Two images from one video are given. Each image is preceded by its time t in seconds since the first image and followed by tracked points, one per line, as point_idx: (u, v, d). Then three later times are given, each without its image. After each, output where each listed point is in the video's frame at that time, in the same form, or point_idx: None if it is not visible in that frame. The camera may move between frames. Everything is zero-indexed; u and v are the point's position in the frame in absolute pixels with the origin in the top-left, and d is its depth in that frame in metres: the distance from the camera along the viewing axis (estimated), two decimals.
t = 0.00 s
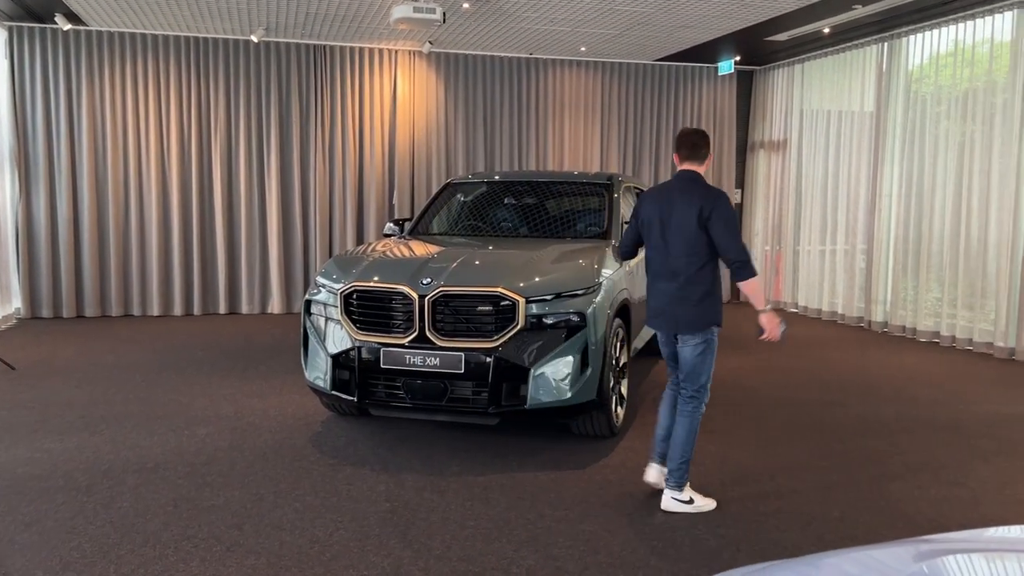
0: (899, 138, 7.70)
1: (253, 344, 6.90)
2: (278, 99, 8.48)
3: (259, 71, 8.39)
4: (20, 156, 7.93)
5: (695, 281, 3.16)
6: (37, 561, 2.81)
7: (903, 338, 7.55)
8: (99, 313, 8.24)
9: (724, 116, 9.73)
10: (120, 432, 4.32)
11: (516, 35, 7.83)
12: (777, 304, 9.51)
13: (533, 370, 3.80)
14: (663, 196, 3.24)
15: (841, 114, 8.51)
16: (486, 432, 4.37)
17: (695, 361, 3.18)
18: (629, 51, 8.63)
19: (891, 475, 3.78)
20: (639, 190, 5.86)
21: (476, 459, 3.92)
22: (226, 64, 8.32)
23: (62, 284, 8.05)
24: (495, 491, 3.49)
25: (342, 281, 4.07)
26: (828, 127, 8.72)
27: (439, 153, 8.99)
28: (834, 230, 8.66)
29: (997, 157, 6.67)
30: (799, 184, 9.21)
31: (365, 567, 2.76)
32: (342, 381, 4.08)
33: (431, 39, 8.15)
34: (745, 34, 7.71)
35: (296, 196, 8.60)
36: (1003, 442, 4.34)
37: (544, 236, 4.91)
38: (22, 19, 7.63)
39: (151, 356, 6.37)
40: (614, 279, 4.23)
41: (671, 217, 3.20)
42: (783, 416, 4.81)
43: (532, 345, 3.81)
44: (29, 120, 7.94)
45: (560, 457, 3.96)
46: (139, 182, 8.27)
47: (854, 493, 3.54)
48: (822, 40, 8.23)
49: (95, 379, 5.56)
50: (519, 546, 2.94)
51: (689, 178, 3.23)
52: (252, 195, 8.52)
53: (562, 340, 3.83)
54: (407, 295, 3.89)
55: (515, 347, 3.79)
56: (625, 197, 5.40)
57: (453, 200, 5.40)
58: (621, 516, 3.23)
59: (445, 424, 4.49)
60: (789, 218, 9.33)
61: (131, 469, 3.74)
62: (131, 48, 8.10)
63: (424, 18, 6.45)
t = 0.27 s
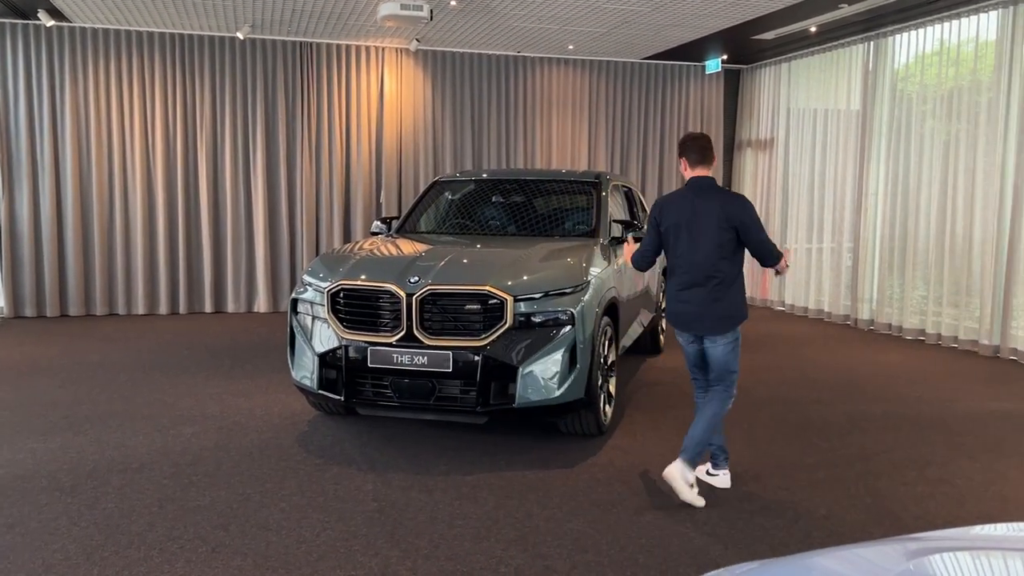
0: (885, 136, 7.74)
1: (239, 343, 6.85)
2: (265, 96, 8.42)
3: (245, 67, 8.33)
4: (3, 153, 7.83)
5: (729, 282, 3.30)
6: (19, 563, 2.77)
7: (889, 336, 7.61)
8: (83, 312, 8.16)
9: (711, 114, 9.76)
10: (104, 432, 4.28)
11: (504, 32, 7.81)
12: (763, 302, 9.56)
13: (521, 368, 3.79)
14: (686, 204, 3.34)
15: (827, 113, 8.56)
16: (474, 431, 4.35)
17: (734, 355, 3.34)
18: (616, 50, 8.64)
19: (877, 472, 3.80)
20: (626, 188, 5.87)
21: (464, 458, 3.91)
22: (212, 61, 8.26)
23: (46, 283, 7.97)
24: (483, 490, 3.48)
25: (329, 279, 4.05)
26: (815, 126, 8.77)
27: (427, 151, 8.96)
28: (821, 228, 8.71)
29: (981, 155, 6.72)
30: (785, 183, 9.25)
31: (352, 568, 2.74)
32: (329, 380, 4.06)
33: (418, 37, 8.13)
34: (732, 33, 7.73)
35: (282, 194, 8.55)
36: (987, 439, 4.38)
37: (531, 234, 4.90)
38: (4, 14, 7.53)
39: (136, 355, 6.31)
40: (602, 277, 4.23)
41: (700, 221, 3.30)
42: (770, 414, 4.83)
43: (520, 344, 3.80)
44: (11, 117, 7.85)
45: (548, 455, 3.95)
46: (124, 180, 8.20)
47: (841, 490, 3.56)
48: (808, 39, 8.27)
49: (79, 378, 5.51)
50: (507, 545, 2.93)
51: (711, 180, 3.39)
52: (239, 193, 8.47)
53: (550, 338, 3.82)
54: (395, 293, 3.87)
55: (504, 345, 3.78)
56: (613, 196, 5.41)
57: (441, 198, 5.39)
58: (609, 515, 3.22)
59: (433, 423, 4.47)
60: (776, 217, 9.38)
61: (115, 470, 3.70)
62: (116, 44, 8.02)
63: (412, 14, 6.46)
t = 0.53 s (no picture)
0: (871, 136, 7.79)
1: (226, 343, 6.81)
2: (251, 94, 8.37)
3: (231, 65, 8.27)
4: None
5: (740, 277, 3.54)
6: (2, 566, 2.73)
7: (875, 334, 7.66)
8: (67, 312, 8.08)
9: (699, 113, 9.79)
10: (89, 432, 4.24)
11: (491, 31, 7.80)
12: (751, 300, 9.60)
13: (510, 367, 3.78)
14: (722, 204, 3.45)
15: (814, 112, 8.60)
16: (462, 430, 4.34)
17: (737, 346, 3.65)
18: (603, 48, 8.64)
19: (863, 470, 3.82)
20: (614, 187, 5.87)
21: (452, 458, 3.89)
22: (197, 58, 8.19)
23: (29, 283, 7.89)
24: (472, 490, 3.47)
25: (316, 278, 4.02)
26: (801, 125, 8.81)
27: (414, 149, 8.93)
28: (808, 227, 8.75)
29: (966, 154, 6.78)
30: (772, 181, 9.30)
31: (340, 569, 2.73)
32: (316, 379, 4.03)
33: (406, 34, 8.10)
34: (719, 32, 7.76)
35: (269, 192, 8.50)
36: (972, 436, 4.41)
37: (519, 233, 4.89)
38: None
39: (121, 355, 6.26)
40: (590, 276, 4.23)
41: (732, 221, 3.45)
42: (757, 412, 4.85)
43: (508, 343, 3.79)
44: None
45: (536, 455, 3.95)
46: (108, 179, 8.12)
47: (827, 488, 3.58)
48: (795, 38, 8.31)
49: (63, 378, 5.45)
50: (495, 545, 2.92)
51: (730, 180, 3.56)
52: (225, 191, 8.41)
53: (538, 337, 3.82)
54: (382, 293, 3.86)
55: (492, 345, 3.78)
56: (601, 194, 5.41)
57: (428, 196, 5.37)
58: (597, 514, 3.22)
59: (420, 423, 4.46)
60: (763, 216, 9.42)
61: (100, 471, 3.67)
62: (100, 41, 7.94)
63: (398, 12, 6.45)
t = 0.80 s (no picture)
0: (859, 134, 7.83)
1: (213, 342, 6.77)
2: (238, 92, 8.31)
3: (218, 62, 8.21)
4: None
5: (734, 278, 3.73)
6: None
7: (863, 331, 7.71)
8: (52, 311, 8.01)
9: (687, 111, 9.81)
10: (74, 433, 4.20)
11: (480, 28, 7.78)
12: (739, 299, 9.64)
13: (499, 366, 3.78)
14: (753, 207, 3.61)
15: (802, 111, 8.64)
16: (451, 430, 4.33)
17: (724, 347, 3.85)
18: (591, 46, 8.65)
19: (851, 468, 3.84)
20: (603, 186, 5.87)
21: (441, 457, 3.88)
22: (184, 55, 8.13)
23: (13, 282, 7.81)
24: (461, 489, 3.47)
25: (303, 277, 4.00)
26: (789, 123, 8.85)
27: (403, 147, 8.90)
28: (795, 225, 8.80)
29: (952, 153, 6.83)
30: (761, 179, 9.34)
31: (328, 569, 2.71)
32: (304, 379, 4.01)
33: (394, 32, 8.07)
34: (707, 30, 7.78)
35: (257, 190, 8.45)
36: (958, 433, 4.44)
37: (508, 231, 4.87)
38: None
39: (107, 354, 6.21)
40: (579, 274, 4.23)
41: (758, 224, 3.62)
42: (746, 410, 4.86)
43: (497, 342, 3.79)
44: None
45: (526, 454, 3.94)
46: (94, 177, 8.05)
47: (815, 485, 3.59)
48: (783, 37, 8.34)
49: (48, 378, 5.39)
50: (484, 544, 2.91)
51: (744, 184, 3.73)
52: (212, 189, 8.36)
53: (527, 336, 3.81)
54: (370, 291, 3.83)
55: (481, 343, 3.77)
56: (589, 193, 5.40)
57: (417, 195, 5.34)
58: (586, 513, 3.22)
59: (409, 422, 4.44)
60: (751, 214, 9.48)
61: (85, 471, 3.63)
62: (85, 38, 7.87)
63: (386, 10, 6.43)
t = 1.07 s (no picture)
0: (847, 133, 7.87)
1: (202, 342, 6.73)
2: (226, 90, 8.27)
3: (207, 60, 8.16)
4: None
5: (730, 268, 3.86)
6: None
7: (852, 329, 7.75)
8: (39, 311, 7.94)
9: (677, 110, 9.84)
10: (61, 433, 4.16)
11: (470, 27, 7.77)
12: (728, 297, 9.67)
13: (489, 365, 3.77)
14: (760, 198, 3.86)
15: (791, 109, 8.68)
16: (441, 429, 4.32)
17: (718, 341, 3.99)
18: (581, 45, 8.66)
19: (840, 465, 3.86)
20: (593, 184, 5.87)
21: (431, 456, 3.87)
22: (172, 53, 8.08)
23: None
24: (452, 488, 3.46)
25: (293, 276, 3.98)
26: (778, 122, 8.88)
27: (392, 146, 8.87)
28: (784, 224, 8.84)
29: (940, 152, 6.87)
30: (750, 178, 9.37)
31: (318, 569, 2.70)
32: (293, 378, 3.99)
33: (383, 30, 8.05)
34: (697, 29, 7.79)
35: (246, 189, 8.40)
36: (946, 430, 4.47)
37: (499, 230, 4.87)
38: None
39: (94, 354, 6.16)
40: (570, 273, 4.22)
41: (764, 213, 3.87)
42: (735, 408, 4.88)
43: (488, 340, 3.78)
44: None
45: (516, 453, 3.94)
46: (81, 176, 7.98)
47: (805, 483, 3.61)
48: (772, 36, 8.37)
49: (35, 378, 5.35)
50: (475, 543, 2.91)
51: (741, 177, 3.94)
52: (200, 188, 8.31)
53: (518, 334, 3.81)
54: (360, 291, 3.82)
55: (471, 342, 3.76)
56: (579, 192, 5.41)
57: (407, 194, 5.33)
58: (577, 511, 3.23)
59: (399, 421, 4.43)
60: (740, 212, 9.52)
61: (73, 472, 3.60)
62: (72, 35, 7.80)
63: (376, 8, 6.42)
